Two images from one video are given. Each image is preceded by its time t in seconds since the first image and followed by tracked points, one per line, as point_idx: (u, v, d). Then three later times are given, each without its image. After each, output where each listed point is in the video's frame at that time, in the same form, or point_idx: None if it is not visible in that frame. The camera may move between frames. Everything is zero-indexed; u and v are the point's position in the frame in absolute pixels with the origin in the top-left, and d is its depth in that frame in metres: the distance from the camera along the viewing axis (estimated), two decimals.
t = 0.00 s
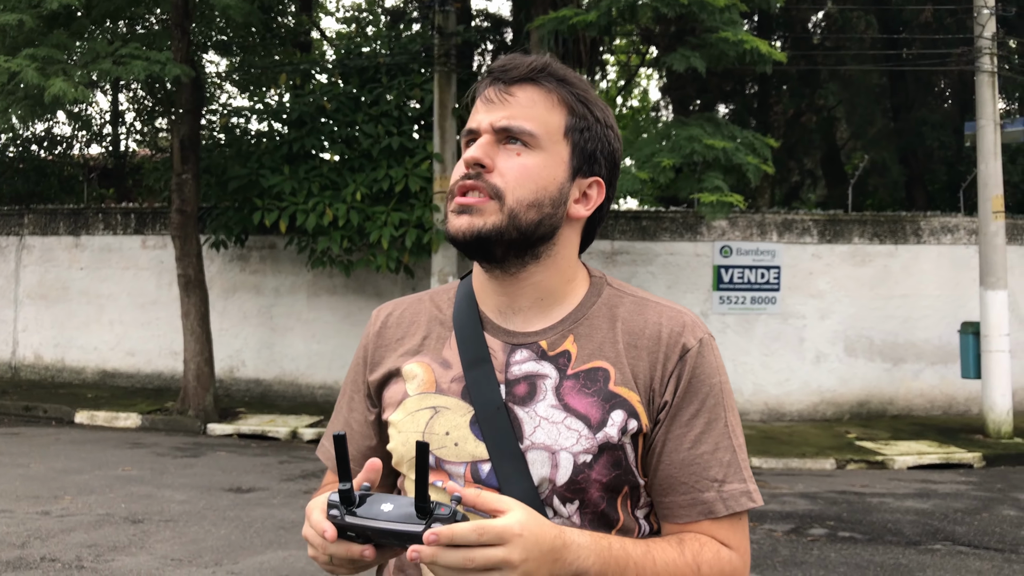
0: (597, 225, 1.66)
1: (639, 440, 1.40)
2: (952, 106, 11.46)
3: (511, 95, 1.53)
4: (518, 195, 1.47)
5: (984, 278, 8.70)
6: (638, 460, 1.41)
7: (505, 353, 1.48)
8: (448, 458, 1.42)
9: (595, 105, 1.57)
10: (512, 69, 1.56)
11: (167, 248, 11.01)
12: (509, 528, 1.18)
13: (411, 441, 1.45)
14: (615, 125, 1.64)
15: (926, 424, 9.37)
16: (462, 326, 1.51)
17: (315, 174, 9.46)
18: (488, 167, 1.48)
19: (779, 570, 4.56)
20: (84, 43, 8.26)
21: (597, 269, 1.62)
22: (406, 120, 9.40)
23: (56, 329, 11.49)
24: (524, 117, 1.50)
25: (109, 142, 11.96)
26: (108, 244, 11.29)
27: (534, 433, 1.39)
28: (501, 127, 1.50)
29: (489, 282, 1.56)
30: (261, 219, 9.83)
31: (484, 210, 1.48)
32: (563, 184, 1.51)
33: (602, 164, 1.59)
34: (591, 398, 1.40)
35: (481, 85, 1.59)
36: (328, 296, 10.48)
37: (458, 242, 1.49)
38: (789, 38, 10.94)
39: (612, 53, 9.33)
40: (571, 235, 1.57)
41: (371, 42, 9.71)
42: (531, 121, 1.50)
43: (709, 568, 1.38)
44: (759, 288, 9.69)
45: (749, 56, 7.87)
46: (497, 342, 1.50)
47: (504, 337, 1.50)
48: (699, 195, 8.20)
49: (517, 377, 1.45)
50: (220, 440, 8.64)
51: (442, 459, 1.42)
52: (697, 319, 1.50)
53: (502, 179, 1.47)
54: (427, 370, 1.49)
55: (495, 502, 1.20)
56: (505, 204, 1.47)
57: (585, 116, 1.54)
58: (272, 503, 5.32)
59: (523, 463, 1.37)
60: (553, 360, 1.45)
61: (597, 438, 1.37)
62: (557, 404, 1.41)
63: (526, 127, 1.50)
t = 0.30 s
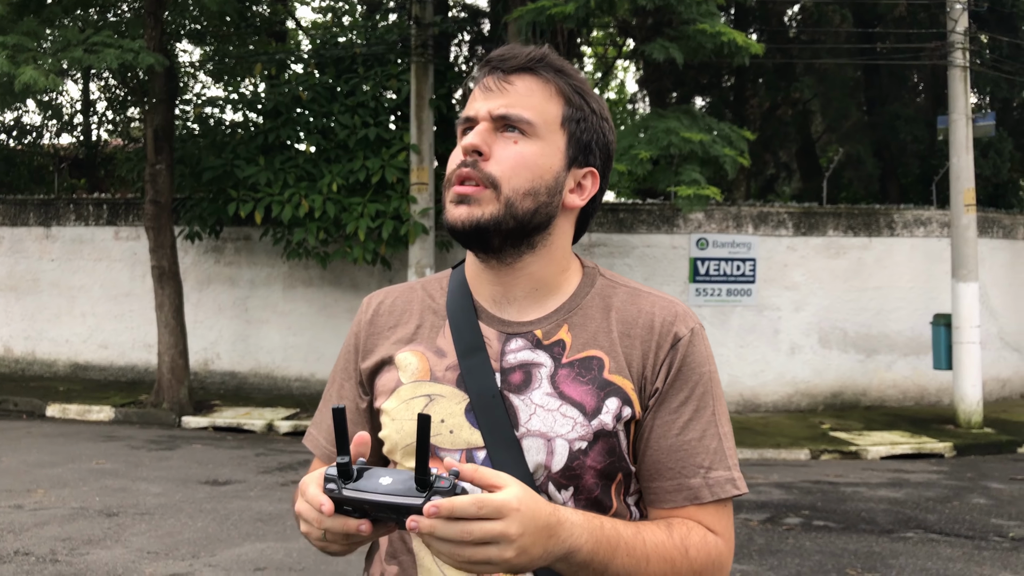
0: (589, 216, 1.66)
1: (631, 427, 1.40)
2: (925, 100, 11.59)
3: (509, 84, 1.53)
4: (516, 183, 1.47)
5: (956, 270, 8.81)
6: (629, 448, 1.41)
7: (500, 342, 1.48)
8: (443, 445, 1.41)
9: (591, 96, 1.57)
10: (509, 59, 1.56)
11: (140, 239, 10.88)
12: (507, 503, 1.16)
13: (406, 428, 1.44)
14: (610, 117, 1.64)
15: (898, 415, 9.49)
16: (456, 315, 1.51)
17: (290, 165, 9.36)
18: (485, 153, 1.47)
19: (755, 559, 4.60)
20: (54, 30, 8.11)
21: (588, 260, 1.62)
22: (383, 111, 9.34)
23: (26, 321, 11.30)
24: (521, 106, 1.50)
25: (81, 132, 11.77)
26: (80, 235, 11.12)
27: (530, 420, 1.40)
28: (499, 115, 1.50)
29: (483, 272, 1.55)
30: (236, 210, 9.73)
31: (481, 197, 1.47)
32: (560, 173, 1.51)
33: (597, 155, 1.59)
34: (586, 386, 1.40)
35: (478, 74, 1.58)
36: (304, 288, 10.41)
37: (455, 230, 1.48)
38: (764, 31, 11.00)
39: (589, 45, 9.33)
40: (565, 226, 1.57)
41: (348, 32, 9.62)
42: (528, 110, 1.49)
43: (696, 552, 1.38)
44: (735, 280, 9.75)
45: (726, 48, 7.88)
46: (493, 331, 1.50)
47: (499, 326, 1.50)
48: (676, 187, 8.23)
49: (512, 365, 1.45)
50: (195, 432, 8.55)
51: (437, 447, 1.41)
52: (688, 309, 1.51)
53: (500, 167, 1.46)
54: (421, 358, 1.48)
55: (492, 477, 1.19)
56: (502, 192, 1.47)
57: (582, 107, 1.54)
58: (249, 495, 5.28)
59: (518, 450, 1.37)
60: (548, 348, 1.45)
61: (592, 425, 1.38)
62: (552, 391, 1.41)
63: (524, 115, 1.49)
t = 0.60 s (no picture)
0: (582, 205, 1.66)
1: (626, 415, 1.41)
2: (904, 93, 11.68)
3: (503, 74, 1.53)
4: (513, 173, 1.46)
5: (934, 262, 8.90)
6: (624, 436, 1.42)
7: (495, 332, 1.48)
8: (439, 436, 1.41)
9: (584, 86, 1.57)
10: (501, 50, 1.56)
11: (119, 230, 10.77)
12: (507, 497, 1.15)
13: (402, 419, 1.43)
14: (602, 107, 1.64)
15: (877, 405, 9.59)
16: (449, 305, 1.50)
17: (270, 156, 9.29)
18: (481, 144, 1.47)
19: (737, 548, 4.63)
20: (29, 18, 7.98)
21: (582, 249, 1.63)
22: (364, 102, 9.29)
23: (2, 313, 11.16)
24: (517, 95, 1.50)
25: (57, 122, 11.60)
26: (57, 226, 10.98)
27: (526, 409, 1.40)
28: (494, 105, 1.50)
29: (477, 262, 1.55)
30: (216, 201, 9.66)
31: (478, 189, 1.47)
32: (554, 163, 1.51)
33: (590, 144, 1.59)
34: (581, 374, 1.41)
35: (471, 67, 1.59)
36: (285, 279, 10.35)
37: (451, 220, 1.48)
38: (746, 24, 11.04)
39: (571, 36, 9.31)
40: (559, 216, 1.57)
41: (328, 22, 9.54)
42: (524, 99, 1.50)
43: (691, 536, 1.39)
44: (716, 272, 9.80)
45: (708, 40, 7.90)
46: (487, 321, 1.50)
47: (494, 316, 1.50)
48: (658, 179, 8.25)
49: (507, 355, 1.45)
50: (176, 425, 8.50)
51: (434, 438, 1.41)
52: (681, 297, 1.52)
53: (496, 157, 1.46)
54: (416, 349, 1.47)
55: (491, 470, 1.17)
56: (498, 183, 1.46)
57: (576, 96, 1.55)
58: (231, 487, 5.26)
59: (515, 438, 1.38)
60: (543, 338, 1.45)
61: (588, 414, 1.38)
62: (548, 380, 1.41)
63: (518, 105, 1.49)
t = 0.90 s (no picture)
0: (591, 208, 1.67)
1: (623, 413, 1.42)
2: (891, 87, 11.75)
3: (528, 65, 1.57)
4: (527, 153, 1.48)
5: (921, 255, 8.96)
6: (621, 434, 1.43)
7: (496, 326, 1.48)
8: (437, 428, 1.41)
9: (605, 92, 1.61)
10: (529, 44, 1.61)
11: (106, 223, 10.70)
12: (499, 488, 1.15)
13: (401, 410, 1.43)
14: (619, 117, 1.67)
15: (864, 397, 9.66)
16: (451, 297, 1.51)
17: (258, 148, 9.24)
18: (498, 122, 1.49)
19: (726, 539, 4.67)
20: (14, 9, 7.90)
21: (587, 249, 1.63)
22: (353, 94, 9.25)
23: None
24: (538, 83, 1.53)
25: (43, 113, 11.50)
26: (43, 218, 10.89)
27: (524, 404, 1.40)
28: (516, 90, 1.53)
29: (484, 250, 1.56)
30: (204, 194, 9.61)
31: (491, 163, 1.48)
32: (568, 154, 1.52)
33: (606, 147, 1.61)
34: (581, 371, 1.41)
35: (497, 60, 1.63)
36: (273, 272, 10.31)
37: (463, 192, 1.49)
38: (735, 17, 11.04)
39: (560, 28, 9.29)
40: (569, 211, 1.58)
41: (317, 13, 9.48)
42: (544, 88, 1.53)
43: (683, 537, 1.40)
44: (704, 265, 9.83)
45: (696, 33, 7.92)
46: (489, 315, 1.50)
47: (495, 309, 1.51)
48: (648, 172, 8.27)
49: (507, 349, 1.45)
50: (163, 418, 8.47)
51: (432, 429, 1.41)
52: (683, 299, 1.52)
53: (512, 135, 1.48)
54: (417, 340, 1.48)
55: (482, 458, 1.17)
56: (511, 160, 1.48)
57: (595, 98, 1.58)
58: (220, 481, 5.26)
59: (512, 432, 1.38)
60: (544, 334, 1.46)
61: (586, 412, 1.38)
62: (547, 376, 1.41)
63: (538, 91, 1.52)
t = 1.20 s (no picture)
0: (607, 208, 1.68)
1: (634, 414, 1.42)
2: (882, 81, 11.79)
3: (544, 67, 1.57)
4: (547, 160, 1.48)
5: (912, 249, 8.98)
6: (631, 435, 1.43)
7: (509, 325, 1.49)
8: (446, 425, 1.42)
9: (621, 92, 1.61)
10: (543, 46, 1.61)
11: (96, 217, 10.64)
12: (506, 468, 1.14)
13: (411, 405, 1.44)
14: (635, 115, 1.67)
15: (855, 390, 9.70)
16: (465, 295, 1.51)
17: (250, 141, 9.20)
18: (517, 130, 1.49)
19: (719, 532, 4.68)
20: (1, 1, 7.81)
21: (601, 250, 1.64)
22: (345, 87, 9.22)
23: None
24: (555, 87, 1.53)
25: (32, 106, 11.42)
26: (33, 212, 10.81)
27: (535, 403, 1.41)
28: (533, 95, 1.53)
29: (499, 251, 1.56)
30: (195, 187, 9.57)
31: (511, 172, 1.49)
32: (587, 158, 1.52)
33: (622, 147, 1.61)
34: (593, 372, 1.42)
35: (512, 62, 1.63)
36: (265, 266, 10.29)
37: (483, 202, 1.50)
38: (728, 10, 11.04)
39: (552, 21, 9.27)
40: (587, 214, 1.58)
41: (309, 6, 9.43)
42: (561, 91, 1.52)
43: (687, 541, 1.39)
44: (697, 259, 9.85)
45: (688, 27, 7.92)
46: (503, 313, 1.51)
47: (509, 309, 1.51)
48: (640, 165, 8.27)
49: (520, 348, 1.46)
50: (155, 413, 8.44)
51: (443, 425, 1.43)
52: (697, 305, 1.52)
53: (531, 142, 1.48)
54: (431, 336, 1.49)
55: (494, 439, 1.16)
56: (531, 168, 1.48)
57: (612, 98, 1.58)
58: (213, 475, 5.25)
59: (522, 430, 1.38)
60: (557, 334, 1.46)
61: (597, 413, 1.39)
62: (559, 376, 1.42)
63: (555, 96, 1.52)
